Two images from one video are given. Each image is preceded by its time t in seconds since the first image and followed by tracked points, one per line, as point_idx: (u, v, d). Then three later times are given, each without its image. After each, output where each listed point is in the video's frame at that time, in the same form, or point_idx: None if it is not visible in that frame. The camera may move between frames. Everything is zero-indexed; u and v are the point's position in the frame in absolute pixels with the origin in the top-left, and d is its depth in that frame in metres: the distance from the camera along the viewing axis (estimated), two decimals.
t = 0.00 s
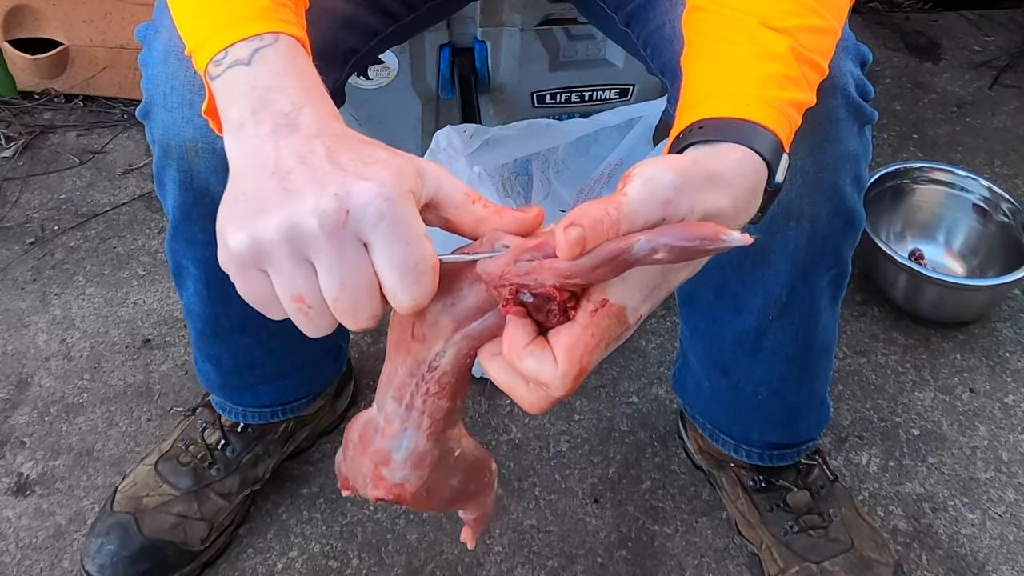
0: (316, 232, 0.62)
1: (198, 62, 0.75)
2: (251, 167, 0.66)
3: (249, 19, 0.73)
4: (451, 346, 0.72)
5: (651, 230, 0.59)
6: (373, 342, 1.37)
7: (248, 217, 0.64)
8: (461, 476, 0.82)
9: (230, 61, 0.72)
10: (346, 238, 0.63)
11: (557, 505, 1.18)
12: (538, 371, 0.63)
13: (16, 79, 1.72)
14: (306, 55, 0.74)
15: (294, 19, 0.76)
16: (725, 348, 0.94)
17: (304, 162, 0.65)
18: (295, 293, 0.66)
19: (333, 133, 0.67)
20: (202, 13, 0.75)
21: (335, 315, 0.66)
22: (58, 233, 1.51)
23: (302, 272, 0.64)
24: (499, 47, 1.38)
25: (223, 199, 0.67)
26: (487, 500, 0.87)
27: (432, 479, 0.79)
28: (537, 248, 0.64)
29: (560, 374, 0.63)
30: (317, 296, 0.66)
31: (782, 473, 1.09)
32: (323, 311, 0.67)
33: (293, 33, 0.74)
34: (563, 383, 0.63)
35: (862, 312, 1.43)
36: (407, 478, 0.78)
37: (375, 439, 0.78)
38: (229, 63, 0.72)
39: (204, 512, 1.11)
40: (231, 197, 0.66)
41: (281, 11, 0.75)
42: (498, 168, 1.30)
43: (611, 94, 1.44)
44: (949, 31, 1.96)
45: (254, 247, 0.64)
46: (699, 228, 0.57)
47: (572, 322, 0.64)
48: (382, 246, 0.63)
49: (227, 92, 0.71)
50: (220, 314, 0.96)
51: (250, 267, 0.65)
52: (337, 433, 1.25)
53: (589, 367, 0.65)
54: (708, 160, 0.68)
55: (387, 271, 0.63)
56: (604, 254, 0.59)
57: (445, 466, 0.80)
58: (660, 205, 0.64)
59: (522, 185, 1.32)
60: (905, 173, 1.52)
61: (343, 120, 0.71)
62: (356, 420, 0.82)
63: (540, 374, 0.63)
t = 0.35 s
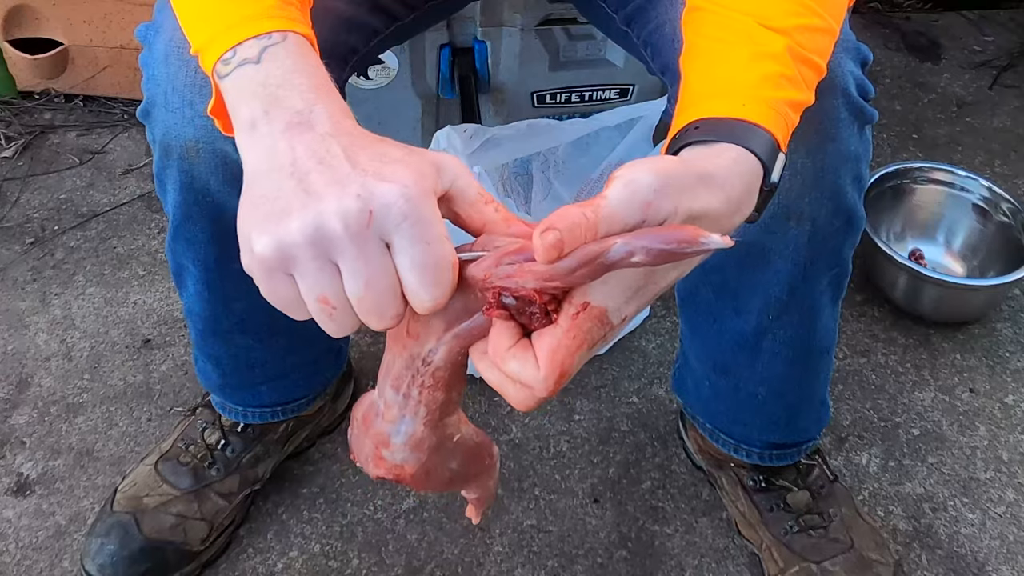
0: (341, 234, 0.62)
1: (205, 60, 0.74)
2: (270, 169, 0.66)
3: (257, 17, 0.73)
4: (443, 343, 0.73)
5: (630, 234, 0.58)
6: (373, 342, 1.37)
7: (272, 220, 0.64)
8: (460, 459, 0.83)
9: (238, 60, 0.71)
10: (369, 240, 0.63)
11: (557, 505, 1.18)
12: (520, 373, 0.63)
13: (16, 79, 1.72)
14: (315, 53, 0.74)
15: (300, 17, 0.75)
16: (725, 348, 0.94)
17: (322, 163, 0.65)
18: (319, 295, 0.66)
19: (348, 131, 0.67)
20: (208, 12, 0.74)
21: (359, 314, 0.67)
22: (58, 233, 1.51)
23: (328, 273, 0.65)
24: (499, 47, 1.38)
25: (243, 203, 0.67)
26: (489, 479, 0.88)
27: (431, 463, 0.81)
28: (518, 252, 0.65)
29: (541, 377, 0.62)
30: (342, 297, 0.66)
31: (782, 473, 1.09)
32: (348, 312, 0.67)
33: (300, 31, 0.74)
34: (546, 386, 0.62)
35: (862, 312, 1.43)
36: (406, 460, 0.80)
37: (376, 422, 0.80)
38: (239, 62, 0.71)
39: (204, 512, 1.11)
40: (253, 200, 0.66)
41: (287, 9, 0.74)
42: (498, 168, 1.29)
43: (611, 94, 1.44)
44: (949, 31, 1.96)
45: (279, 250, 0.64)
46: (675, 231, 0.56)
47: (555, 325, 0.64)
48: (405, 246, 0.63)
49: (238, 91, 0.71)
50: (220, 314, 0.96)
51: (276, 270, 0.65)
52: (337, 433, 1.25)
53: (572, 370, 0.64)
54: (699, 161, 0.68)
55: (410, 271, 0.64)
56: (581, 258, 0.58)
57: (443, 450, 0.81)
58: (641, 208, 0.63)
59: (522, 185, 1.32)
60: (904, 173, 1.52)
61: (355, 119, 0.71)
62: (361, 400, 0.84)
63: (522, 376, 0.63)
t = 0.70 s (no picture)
0: (350, 247, 0.63)
1: (196, 69, 0.74)
2: (266, 186, 0.66)
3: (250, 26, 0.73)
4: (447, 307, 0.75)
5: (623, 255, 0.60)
6: (373, 342, 1.37)
7: (275, 239, 0.64)
8: (463, 422, 0.85)
9: (228, 70, 0.72)
10: (381, 250, 0.64)
11: (557, 505, 1.18)
12: (498, 351, 0.67)
13: (16, 79, 1.72)
14: (307, 65, 0.74)
15: (293, 27, 0.75)
16: (725, 347, 0.94)
17: (321, 176, 0.65)
18: (334, 307, 0.67)
19: (339, 140, 0.68)
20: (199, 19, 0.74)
21: (377, 320, 0.68)
22: (58, 233, 1.51)
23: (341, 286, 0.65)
24: (499, 47, 1.38)
25: (243, 224, 0.66)
26: (495, 443, 0.90)
27: (434, 423, 0.83)
28: (517, 249, 0.67)
29: (518, 360, 0.65)
30: (357, 306, 0.67)
31: (782, 473, 1.09)
32: (364, 319, 0.68)
33: (294, 42, 0.74)
34: (522, 370, 0.65)
35: (862, 312, 1.43)
36: (411, 418, 0.81)
37: (383, 380, 0.81)
38: (228, 73, 0.72)
39: (204, 512, 1.11)
40: (252, 220, 0.66)
41: (281, 21, 0.74)
42: (498, 168, 1.30)
43: (611, 94, 1.44)
44: (949, 31, 1.96)
45: (287, 268, 0.64)
46: (673, 258, 0.59)
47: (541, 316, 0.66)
48: (416, 249, 0.64)
49: (228, 103, 0.71)
50: (219, 314, 0.96)
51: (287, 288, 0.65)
52: (337, 433, 1.25)
53: (553, 360, 0.66)
54: (695, 161, 0.69)
55: (426, 273, 0.66)
56: (573, 276, 0.60)
57: (446, 411, 0.83)
58: (625, 212, 0.64)
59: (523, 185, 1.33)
60: (905, 173, 1.52)
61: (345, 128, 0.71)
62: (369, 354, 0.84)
63: (500, 355, 0.67)
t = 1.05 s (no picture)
0: (360, 269, 0.64)
1: (195, 68, 0.74)
2: (270, 199, 0.66)
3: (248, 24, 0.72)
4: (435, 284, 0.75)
5: (608, 283, 0.62)
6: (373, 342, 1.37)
7: (283, 259, 0.64)
8: (456, 367, 0.85)
9: (227, 70, 0.72)
10: (390, 266, 0.65)
11: (557, 505, 1.18)
12: (480, 347, 0.70)
13: (16, 79, 1.72)
14: (308, 63, 0.74)
15: (294, 22, 0.75)
16: (724, 348, 0.94)
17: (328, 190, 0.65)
18: (343, 320, 0.69)
19: (341, 146, 0.68)
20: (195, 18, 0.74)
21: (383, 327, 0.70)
22: (58, 233, 1.51)
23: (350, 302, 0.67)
24: (499, 47, 1.38)
25: (248, 237, 0.67)
26: (488, 386, 0.89)
27: (427, 367, 0.84)
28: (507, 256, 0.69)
29: (498, 360, 0.68)
30: (364, 317, 0.69)
31: (782, 473, 1.09)
32: (370, 327, 0.71)
33: (294, 37, 0.74)
34: (500, 369, 0.68)
35: (862, 312, 1.43)
36: (404, 360, 0.83)
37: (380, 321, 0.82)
38: (227, 72, 0.71)
39: (204, 512, 1.11)
40: (257, 235, 0.66)
41: (281, 16, 0.74)
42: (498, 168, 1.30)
43: (611, 94, 1.44)
44: (949, 31, 1.96)
45: (298, 288, 0.65)
46: (657, 294, 0.61)
47: (525, 321, 0.69)
48: (424, 264, 0.66)
49: (228, 104, 0.71)
50: (221, 315, 0.96)
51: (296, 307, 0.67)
52: (337, 433, 1.25)
53: (532, 362, 0.69)
54: (686, 168, 0.70)
55: (431, 284, 0.68)
56: (558, 297, 0.63)
57: (440, 357, 0.83)
58: (609, 225, 0.65)
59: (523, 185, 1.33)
60: (904, 173, 1.52)
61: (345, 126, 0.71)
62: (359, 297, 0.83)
63: (481, 351, 0.70)
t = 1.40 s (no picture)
0: (381, 276, 0.64)
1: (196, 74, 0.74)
2: (286, 207, 0.66)
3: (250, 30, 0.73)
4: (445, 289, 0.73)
5: (608, 322, 0.64)
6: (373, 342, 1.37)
7: (303, 267, 0.65)
8: (458, 366, 0.84)
9: (233, 77, 0.71)
10: (408, 273, 0.66)
11: (557, 505, 1.18)
12: (479, 359, 0.72)
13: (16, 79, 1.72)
14: (312, 67, 0.74)
15: (295, 27, 0.75)
16: (725, 348, 0.94)
17: (344, 196, 0.65)
18: (360, 327, 0.69)
19: (355, 153, 0.68)
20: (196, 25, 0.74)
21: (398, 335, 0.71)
22: (58, 233, 1.51)
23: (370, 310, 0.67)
24: (499, 47, 1.38)
25: (263, 246, 0.67)
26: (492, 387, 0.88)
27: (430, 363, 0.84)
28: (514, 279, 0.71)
29: (496, 372, 0.70)
30: (381, 325, 0.70)
31: (781, 473, 1.09)
32: (386, 334, 0.71)
33: (295, 43, 0.74)
34: (499, 382, 0.71)
35: (862, 312, 1.43)
36: (406, 356, 0.83)
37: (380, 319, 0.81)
38: (234, 80, 0.71)
39: (204, 512, 1.11)
40: (274, 243, 0.66)
41: (284, 21, 0.74)
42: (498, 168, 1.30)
43: (611, 94, 1.44)
44: (949, 30, 1.96)
45: (317, 297, 0.65)
46: (656, 336, 0.61)
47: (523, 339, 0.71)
48: (442, 270, 0.67)
49: (235, 111, 0.71)
50: (221, 314, 0.96)
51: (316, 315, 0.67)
52: (337, 433, 1.25)
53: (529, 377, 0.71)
54: (691, 185, 0.70)
55: (445, 292, 0.69)
56: (559, 331, 0.65)
57: (443, 354, 0.82)
58: (610, 251, 0.67)
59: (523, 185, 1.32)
60: (905, 173, 1.52)
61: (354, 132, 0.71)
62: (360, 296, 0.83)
63: (481, 362, 0.72)
